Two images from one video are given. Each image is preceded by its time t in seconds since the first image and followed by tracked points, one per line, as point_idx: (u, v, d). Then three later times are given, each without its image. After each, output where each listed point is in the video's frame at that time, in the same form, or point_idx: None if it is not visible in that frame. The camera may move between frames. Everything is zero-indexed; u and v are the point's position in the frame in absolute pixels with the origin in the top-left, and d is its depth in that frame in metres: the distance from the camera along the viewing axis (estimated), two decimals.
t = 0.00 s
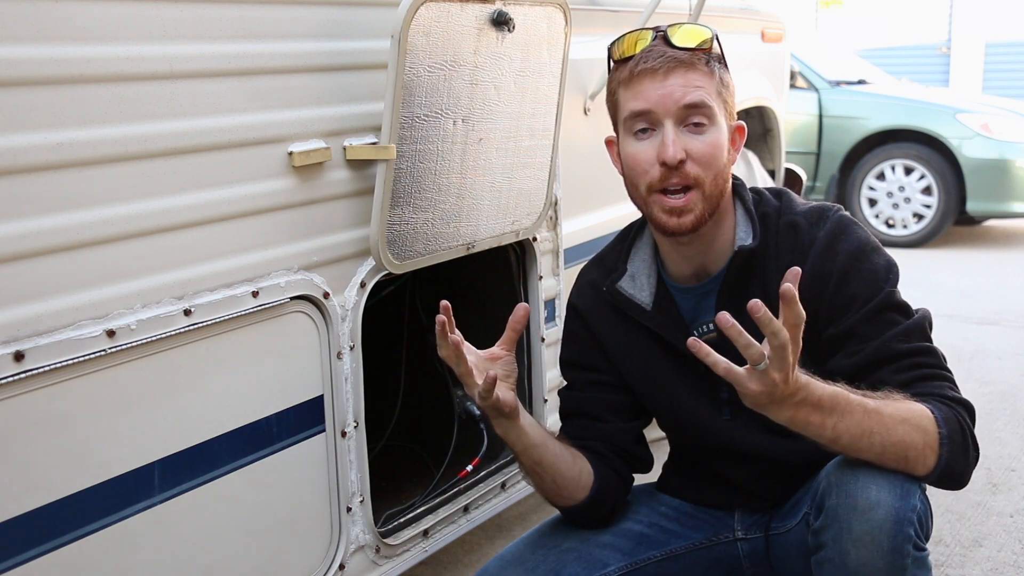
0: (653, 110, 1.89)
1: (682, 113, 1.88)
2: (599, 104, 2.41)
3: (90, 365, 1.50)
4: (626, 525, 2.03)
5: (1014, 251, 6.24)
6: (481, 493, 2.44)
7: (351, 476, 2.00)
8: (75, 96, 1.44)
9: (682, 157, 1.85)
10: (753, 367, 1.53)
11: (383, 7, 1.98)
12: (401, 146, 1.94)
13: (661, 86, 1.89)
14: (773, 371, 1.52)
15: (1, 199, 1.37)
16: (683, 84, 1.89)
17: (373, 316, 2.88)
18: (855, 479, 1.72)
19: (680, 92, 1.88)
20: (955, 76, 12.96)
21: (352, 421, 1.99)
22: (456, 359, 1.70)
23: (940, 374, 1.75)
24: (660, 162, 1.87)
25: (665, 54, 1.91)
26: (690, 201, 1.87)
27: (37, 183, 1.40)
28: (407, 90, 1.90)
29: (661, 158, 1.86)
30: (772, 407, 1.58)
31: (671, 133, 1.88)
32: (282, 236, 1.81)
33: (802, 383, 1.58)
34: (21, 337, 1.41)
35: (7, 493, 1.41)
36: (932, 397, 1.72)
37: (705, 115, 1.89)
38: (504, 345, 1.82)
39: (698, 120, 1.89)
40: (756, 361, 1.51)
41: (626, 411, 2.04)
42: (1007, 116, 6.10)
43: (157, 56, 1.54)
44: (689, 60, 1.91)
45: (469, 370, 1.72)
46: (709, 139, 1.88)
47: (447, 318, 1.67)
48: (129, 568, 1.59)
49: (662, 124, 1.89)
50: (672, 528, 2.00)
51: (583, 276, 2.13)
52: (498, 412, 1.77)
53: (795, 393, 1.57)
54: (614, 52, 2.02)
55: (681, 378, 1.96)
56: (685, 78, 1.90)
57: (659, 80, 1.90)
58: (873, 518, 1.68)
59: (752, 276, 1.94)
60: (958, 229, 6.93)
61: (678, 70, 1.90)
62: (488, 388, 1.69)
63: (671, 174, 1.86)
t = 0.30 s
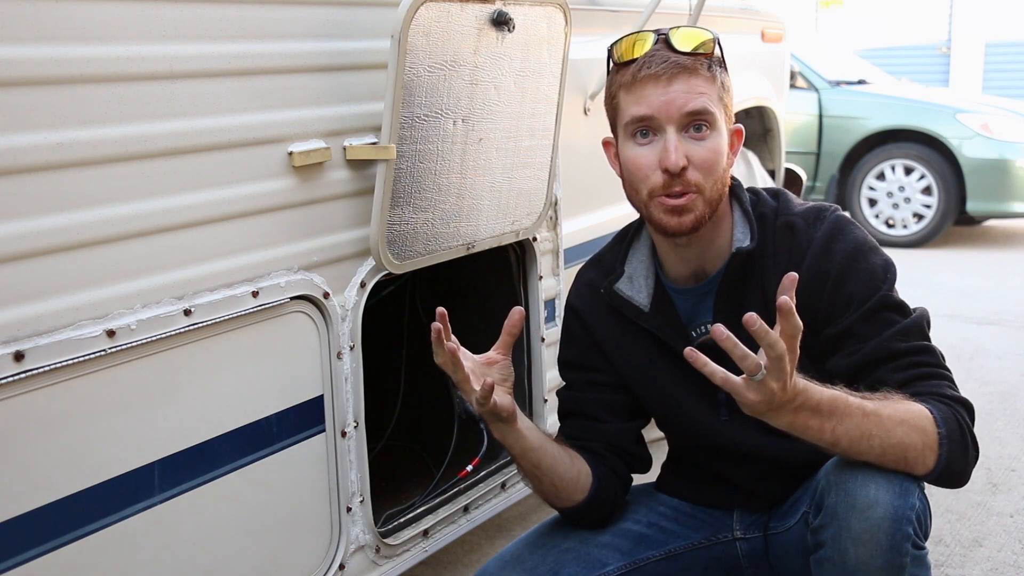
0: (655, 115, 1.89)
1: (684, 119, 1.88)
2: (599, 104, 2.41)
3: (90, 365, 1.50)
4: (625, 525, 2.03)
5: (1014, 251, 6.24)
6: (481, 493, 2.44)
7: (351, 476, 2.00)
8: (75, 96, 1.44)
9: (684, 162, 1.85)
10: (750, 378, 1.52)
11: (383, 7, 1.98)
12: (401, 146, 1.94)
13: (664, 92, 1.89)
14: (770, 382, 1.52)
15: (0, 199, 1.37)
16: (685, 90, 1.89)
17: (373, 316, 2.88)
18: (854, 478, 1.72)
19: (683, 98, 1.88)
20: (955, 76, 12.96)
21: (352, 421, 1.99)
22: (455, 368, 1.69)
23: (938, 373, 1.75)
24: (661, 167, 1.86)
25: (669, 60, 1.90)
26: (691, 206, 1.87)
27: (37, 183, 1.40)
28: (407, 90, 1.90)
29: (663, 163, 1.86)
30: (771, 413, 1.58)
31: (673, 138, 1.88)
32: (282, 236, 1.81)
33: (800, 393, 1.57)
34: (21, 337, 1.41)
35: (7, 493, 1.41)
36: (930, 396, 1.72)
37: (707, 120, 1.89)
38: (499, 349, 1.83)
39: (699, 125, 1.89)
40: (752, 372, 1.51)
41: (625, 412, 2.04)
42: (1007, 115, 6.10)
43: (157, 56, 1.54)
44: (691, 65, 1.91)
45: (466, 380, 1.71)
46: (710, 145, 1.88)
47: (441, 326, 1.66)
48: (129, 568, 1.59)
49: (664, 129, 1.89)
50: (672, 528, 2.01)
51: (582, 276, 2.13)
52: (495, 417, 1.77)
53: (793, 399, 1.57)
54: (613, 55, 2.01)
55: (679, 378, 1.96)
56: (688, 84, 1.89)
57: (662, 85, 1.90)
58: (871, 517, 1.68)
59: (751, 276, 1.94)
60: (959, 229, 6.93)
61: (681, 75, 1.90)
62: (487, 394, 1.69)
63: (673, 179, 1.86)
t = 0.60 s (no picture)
0: (651, 115, 1.89)
1: (681, 118, 1.88)
2: (599, 104, 2.41)
3: (90, 365, 1.50)
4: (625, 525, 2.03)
5: (1013, 251, 6.24)
6: (480, 493, 2.44)
7: (351, 476, 2.00)
8: (75, 96, 1.44)
9: (681, 162, 1.85)
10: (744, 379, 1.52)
11: (383, 7, 1.98)
12: (401, 146, 1.94)
13: (660, 92, 1.89)
14: (762, 381, 1.52)
15: None
16: (681, 89, 1.89)
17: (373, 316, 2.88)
18: (853, 478, 1.72)
19: (678, 97, 1.88)
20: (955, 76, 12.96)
21: (352, 421, 1.99)
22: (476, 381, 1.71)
23: (938, 372, 1.75)
24: (658, 167, 1.86)
25: (664, 60, 1.91)
26: (688, 205, 1.87)
27: (37, 183, 1.40)
28: (407, 90, 1.90)
29: (660, 163, 1.86)
30: (771, 418, 1.58)
31: (670, 138, 1.88)
32: (282, 236, 1.81)
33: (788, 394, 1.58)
34: (21, 337, 1.41)
35: (6, 493, 1.41)
36: (929, 395, 1.72)
37: (704, 119, 1.89)
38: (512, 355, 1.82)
39: (696, 124, 1.89)
40: (744, 373, 1.51)
41: (624, 413, 2.03)
42: (1007, 116, 6.10)
43: (157, 56, 1.54)
44: (687, 64, 1.91)
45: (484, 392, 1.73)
46: (707, 144, 1.87)
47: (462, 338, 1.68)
48: (129, 568, 1.59)
49: (660, 129, 1.89)
50: (671, 528, 2.01)
51: (580, 277, 2.13)
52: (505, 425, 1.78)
53: (786, 402, 1.57)
54: (610, 57, 2.01)
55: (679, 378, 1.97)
56: (683, 83, 1.89)
57: (658, 86, 1.90)
58: (872, 516, 1.68)
59: (750, 276, 1.94)
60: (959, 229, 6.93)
61: (676, 74, 1.90)
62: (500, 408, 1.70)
63: (670, 178, 1.86)
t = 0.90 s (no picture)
0: (645, 113, 1.89)
1: (674, 114, 1.88)
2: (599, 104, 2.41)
3: (90, 365, 1.50)
4: (624, 525, 2.04)
5: (1014, 251, 6.24)
6: (481, 494, 2.43)
7: (351, 476, 2.00)
8: (75, 96, 1.44)
9: (677, 157, 1.85)
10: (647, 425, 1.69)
11: (383, 7, 1.98)
12: (401, 146, 1.94)
13: (652, 89, 1.89)
14: (656, 413, 1.67)
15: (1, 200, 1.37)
16: (672, 85, 1.89)
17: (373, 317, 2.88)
18: (852, 476, 1.72)
19: (670, 93, 1.88)
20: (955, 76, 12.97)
21: (353, 421, 1.99)
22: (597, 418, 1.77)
23: (922, 356, 1.70)
24: (654, 164, 1.87)
25: (653, 57, 1.91)
26: (688, 201, 1.87)
27: (37, 183, 1.40)
28: (407, 90, 1.90)
29: (656, 159, 1.86)
30: (715, 436, 1.68)
31: (664, 134, 1.88)
32: (282, 236, 1.81)
33: (712, 409, 1.69)
34: (22, 337, 1.41)
35: (6, 493, 1.41)
36: (908, 382, 1.68)
37: (697, 114, 1.89)
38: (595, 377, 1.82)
39: (690, 119, 1.89)
40: (637, 421, 1.69)
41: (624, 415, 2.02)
42: (1007, 116, 6.10)
43: (157, 56, 1.54)
44: (677, 60, 1.91)
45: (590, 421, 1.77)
46: (702, 138, 1.87)
47: (597, 369, 1.71)
48: (129, 568, 1.59)
49: (654, 126, 1.89)
50: (671, 528, 2.01)
51: (578, 276, 2.13)
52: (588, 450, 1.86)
53: (718, 416, 1.69)
54: (603, 56, 2.02)
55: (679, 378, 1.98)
56: (674, 79, 1.89)
57: (650, 83, 1.90)
58: (871, 516, 1.68)
59: (747, 273, 1.93)
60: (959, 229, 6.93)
61: (667, 70, 1.90)
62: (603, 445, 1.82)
63: (667, 174, 1.86)
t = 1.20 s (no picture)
0: (645, 111, 1.89)
1: (674, 112, 1.88)
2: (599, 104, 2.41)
3: (90, 365, 1.50)
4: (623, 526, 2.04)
5: (1014, 251, 6.24)
6: (481, 494, 2.43)
7: (351, 476, 2.00)
8: (75, 96, 1.44)
9: (679, 154, 1.85)
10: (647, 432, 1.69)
11: (383, 7, 1.98)
12: (401, 146, 1.94)
13: (651, 87, 1.89)
14: (656, 421, 1.67)
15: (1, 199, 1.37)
16: (671, 83, 1.89)
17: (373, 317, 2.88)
18: (850, 477, 1.72)
19: (670, 91, 1.88)
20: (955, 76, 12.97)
21: (352, 421, 1.99)
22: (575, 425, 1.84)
23: (924, 360, 1.70)
24: (656, 161, 1.86)
25: (651, 55, 1.92)
26: (690, 197, 1.87)
27: (36, 183, 1.40)
28: (407, 90, 1.90)
29: (658, 157, 1.86)
30: (720, 436, 1.68)
31: (665, 131, 1.88)
32: (282, 236, 1.81)
33: (715, 411, 1.68)
34: (21, 337, 1.41)
35: (6, 493, 1.41)
36: (910, 386, 1.68)
37: (696, 112, 1.89)
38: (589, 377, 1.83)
39: (689, 117, 1.89)
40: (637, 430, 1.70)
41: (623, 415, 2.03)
42: (1007, 116, 6.10)
43: (157, 56, 1.54)
44: (674, 59, 1.92)
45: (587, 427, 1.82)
46: (702, 135, 1.88)
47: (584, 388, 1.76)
48: (129, 568, 1.59)
49: (655, 124, 1.89)
50: (670, 529, 2.01)
51: (577, 277, 2.13)
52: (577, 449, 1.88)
53: (723, 417, 1.69)
54: (598, 58, 2.02)
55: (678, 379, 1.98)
56: (673, 77, 1.90)
57: (649, 81, 1.90)
58: (868, 517, 1.68)
59: (745, 275, 1.94)
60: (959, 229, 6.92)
61: (665, 69, 1.90)
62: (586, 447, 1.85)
63: (669, 171, 1.86)
